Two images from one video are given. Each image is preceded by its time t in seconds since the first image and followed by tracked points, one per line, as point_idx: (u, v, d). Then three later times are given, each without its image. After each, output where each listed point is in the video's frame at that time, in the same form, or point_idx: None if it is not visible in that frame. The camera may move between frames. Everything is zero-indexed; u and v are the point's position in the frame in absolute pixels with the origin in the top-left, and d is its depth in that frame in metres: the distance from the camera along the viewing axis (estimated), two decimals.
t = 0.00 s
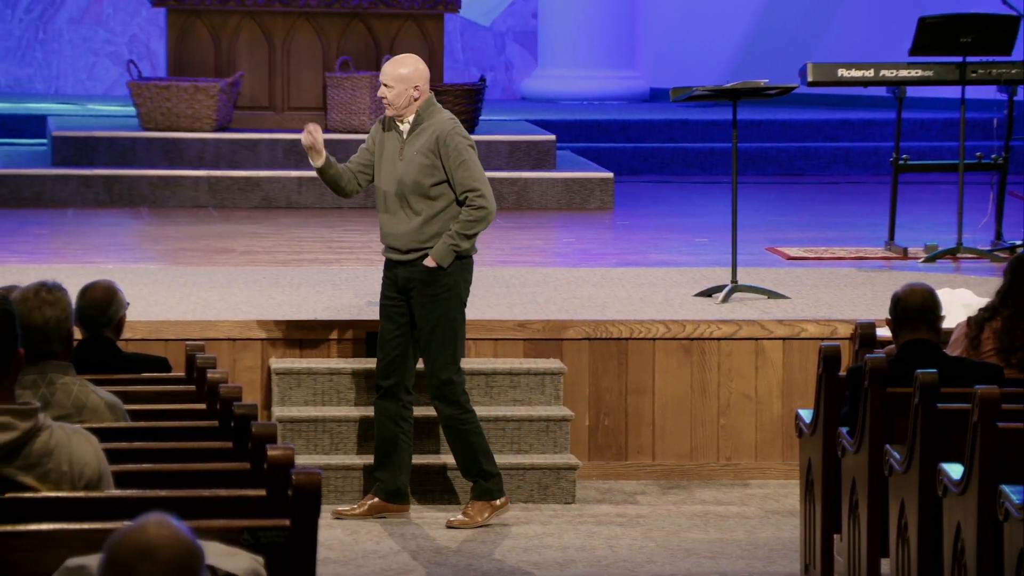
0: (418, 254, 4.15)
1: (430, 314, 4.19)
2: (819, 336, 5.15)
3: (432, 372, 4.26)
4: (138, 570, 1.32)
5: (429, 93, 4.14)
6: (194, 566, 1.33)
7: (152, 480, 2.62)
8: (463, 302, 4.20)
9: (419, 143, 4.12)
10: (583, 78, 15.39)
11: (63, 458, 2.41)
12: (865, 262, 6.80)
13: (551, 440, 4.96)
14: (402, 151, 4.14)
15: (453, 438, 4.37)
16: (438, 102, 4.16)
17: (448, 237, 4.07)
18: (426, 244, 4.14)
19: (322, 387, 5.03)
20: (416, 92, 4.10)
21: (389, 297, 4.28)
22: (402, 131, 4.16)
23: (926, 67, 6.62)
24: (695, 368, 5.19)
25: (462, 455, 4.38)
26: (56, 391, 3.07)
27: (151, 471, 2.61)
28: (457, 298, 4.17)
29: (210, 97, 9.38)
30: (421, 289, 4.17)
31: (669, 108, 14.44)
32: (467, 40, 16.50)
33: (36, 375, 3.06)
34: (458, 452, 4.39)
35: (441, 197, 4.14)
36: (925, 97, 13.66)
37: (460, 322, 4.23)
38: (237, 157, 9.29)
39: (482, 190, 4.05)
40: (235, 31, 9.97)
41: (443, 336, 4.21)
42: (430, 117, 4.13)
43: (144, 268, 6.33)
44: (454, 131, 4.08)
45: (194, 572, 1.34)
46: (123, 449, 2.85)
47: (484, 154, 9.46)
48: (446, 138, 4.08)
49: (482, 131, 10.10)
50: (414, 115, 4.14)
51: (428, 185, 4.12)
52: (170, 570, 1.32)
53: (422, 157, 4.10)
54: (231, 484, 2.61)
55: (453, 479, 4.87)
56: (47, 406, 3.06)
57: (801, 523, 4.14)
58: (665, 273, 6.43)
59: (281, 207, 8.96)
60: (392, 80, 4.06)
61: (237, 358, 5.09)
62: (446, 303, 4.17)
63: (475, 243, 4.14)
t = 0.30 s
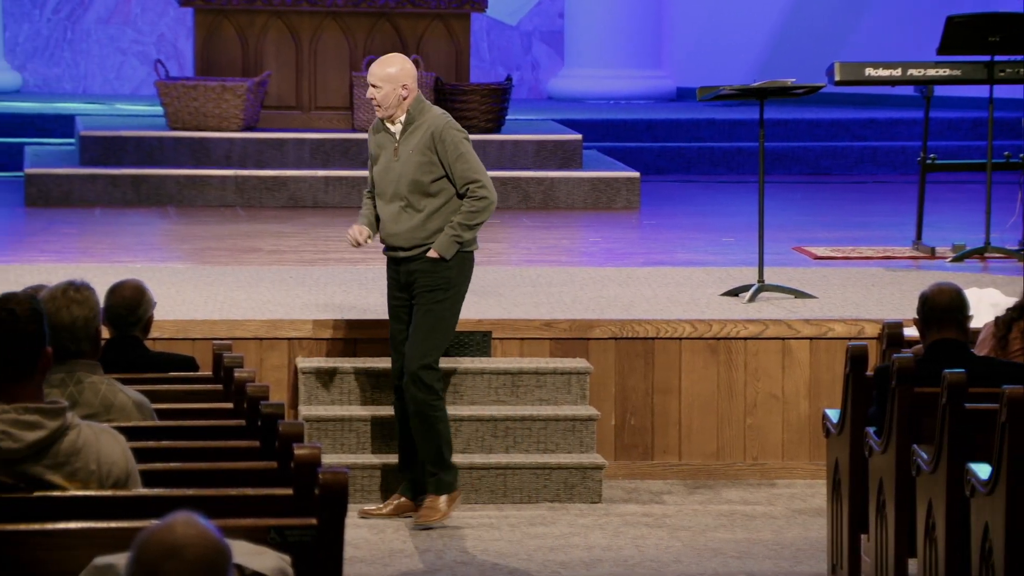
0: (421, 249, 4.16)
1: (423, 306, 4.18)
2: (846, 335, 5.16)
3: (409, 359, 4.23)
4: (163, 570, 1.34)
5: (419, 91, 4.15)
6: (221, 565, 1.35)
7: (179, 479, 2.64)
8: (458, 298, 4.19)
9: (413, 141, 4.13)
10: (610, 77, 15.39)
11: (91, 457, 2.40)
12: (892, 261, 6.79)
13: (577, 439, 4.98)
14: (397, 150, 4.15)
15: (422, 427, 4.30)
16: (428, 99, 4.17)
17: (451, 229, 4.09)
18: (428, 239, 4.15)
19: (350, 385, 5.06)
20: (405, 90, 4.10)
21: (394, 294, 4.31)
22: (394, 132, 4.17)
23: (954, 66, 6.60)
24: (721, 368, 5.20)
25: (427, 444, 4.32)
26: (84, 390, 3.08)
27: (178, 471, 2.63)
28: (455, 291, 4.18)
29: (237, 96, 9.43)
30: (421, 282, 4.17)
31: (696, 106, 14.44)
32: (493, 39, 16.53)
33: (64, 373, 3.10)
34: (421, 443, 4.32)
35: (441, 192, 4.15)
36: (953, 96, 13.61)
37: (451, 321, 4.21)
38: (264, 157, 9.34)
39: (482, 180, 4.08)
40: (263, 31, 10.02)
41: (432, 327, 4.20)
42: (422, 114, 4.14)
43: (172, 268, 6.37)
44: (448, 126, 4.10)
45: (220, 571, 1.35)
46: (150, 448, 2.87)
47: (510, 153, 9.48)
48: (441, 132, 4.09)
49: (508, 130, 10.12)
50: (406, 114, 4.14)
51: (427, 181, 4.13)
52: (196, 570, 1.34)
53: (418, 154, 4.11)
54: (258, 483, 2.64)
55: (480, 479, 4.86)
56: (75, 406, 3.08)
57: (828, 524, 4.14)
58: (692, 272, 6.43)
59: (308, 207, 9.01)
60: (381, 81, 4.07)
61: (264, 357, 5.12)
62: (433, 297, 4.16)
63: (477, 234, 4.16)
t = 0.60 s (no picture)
0: (427, 254, 4.09)
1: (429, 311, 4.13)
2: (874, 335, 5.15)
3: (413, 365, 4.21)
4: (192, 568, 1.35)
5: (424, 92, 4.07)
6: (249, 566, 1.36)
7: (206, 479, 2.65)
8: (466, 308, 4.13)
9: (418, 144, 4.05)
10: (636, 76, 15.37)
11: (119, 456, 2.41)
12: (919, 261, 6.75)
13: (603, 439, 4.97)
14: (402, 154, 4.08)
15: (405, 430, 4.24)
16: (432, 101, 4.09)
17: (456, 234, 4.02)
18: (435, 243, 4.08)
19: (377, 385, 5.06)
20: (410, 92, 4.03)
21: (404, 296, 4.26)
22: (400, 134, 4.10)
23: (982, 65, 6.56)
24: (748, 368, 5.19)
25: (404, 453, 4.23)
26: (112, 389, 3.11)
27: (205, 470, 2.64)
28: (462, 300, 4.11)
29: (265, 96, 9.46)
30: (427, 287, 4.11)
31: (723, 105, 14.40)
32: (520, 38, 16.55)
33: (91, 372, 3.11)
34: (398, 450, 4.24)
35: (446, 196, 4.08)
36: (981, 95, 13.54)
37: (457, 340, 4.16)
38: (290, 157, 9.37)
39: (486, 184, 3.99)
40: (290, 30, 10.05)
41: (437, 334, 4.14)
42: (426, 116, 4.06)
43: (199, 267, 6.39)
44: (451, 128, 4.01)
45: (247, 572, 1.36)
46: (178, 447, 2.88)
47: (536, 153, 9.48)
48: (445, 135, 4.01)
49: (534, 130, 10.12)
50: (411, 117, 4.07)
51: (432, 185, 4.06)
52: (225, 570, 1.35)
53: (422, 157, 4.04)
54: (284, 482, 2.65)
55: (506, 478, 4.86)
56: (102, 405, 3.11)
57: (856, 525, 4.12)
58: (718, 272, 6.41)
59: (335, 207, 9.04)
60: (386, 83, 4.00)
61: (291, 356, 5.14)
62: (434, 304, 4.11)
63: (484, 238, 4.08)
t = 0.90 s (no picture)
0: (422, 254, 4.06)
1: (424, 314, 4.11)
2: (897, 335, 5.14)
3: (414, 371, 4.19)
4: (217, 568, 1.35)
5: (439, 94, 4.07)
6: (272, 566, 1.37)
7: (229, 478, 2.66)
8: (464, 307, 4.11)
9: (427, 144, 4.04)
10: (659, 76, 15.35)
11: (143, 455, 2.43)
12: (943, 261, 6.72)
13: (625, 439, 4.97)
14: (410, 151, 4.07)
15: (412, 436, 4.23)
16: (447, 104, 4.09)
17: (453, 236, 3.99)
18: (430, 244, 4.05)
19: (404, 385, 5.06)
20: (425, 92, 4.03)
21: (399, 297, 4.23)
22: (410, 133, 4.09)
23: (1007, 64, 6.53)
24: (771, 367, 5.18)
25: (415, 460, 4.24)
26: (135, 389, 3.12)
27: (227, 469, 2.66)
28: (459, 301, 4.09)
29: (287, 96, 9.49)
30: (421, 288, 4.08)
31: (747, 105, 14.37)
32: (543, 38, 16.56)
33: (114, 372, 3.13)
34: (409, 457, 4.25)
35: (448, 199, 4.06)
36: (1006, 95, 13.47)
37: (454, 342, 4.14)
38: (313, 156, 9.39)
39: (490, 192, 3.98)
40: (313, 30, 10.08)
41: (434, 337, 4.12)
42: (438, 118, 4.06)
43: (222, 266, 6.41)
44: (462, 131, 4.01)
45: (270, 572, 1.37)
46: (201, 446, 2.90)
47: (559, 153, 9.48)
48: (454, 137, 4.01)
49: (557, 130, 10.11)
50: (422, 116, 4.07)
51: (435, 186, 4.04)
52: (248, 570, 1.35)
53: (429, 157, 4.03)
54: (307, 482, 2.66)
55: (528, 478, 4.86)
56: (126, 404, 3.12)
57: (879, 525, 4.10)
58: (741, 271, 6.40)
59: (357, 207, 9.06)
60: (401, 79, 4.00)
61: (314, 355, 5.15)
62: (429, 305, 4.08)
63: (482, 246, 4.06)
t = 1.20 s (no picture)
0: (434, 253, 4.08)
1: (442, 313, 4.11)
2: (920, 335, 5.12)
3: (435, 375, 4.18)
4: (240, 567, 1.36)
5: (458, 91, 4.08)
6: (295, 565, 1.38)
7: (252, 477, 2.68)
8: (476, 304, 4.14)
9: (444, 140, 4.04)
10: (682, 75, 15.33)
11: (165, 454, 2.45)
12: (966, 261, 6.69)
13: (647, 439, 4.97)
14: (426, 147, 4.07)
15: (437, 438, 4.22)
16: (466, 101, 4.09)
17: (466, 237, 4.00)
18: (443, 243, 4.07)
19: (426, 385, 5.04)
20: (447, 87, 4.04)
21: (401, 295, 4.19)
22: (427, 128, 4.09)
23: None
24: (793, 367, 5.17)
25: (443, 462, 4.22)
26: (157, 389, 3.15)
27: (249, 468, 2.67)
28: (471, 298, 4.11)
29: (310, 96, 9.52)
30: (435, 287, 4.09)
31: (769, 104, 14.34)
32: (565, 38, 16.56)
33: (137, 372, 3.14)
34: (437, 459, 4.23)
35: (461, 198, 4.06)
36: None
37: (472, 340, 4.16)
38: (335, 156, 9.43)
39: (504, 194, 3.98)
40: (335, 30, 10.11)
41: (454, 337, 4.12)
42: (457, 115, 4.06)
43: (244, 266, 6.43)
44: (480, 130, 4.01)
45: (293, 571, 1.38)
46: (224, 446, 2.91)
47: (581, 153, 9.48)
48: (473, 136, 4.01)
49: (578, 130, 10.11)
50: (440, 112, 4.07)
51: (450, 184, 4.04)
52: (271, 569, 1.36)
53: (446, 154, 4.03)
54: (329, 481, 2.67)
55: (549, 478, 4.86)
56: (149, 403, 3.14)
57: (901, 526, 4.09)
58: (764, 271, 6.39)
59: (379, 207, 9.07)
60: (424, 72, 4.01)
61: (335, 355, 5.17)
62: (449, 306, 4.09)
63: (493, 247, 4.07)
